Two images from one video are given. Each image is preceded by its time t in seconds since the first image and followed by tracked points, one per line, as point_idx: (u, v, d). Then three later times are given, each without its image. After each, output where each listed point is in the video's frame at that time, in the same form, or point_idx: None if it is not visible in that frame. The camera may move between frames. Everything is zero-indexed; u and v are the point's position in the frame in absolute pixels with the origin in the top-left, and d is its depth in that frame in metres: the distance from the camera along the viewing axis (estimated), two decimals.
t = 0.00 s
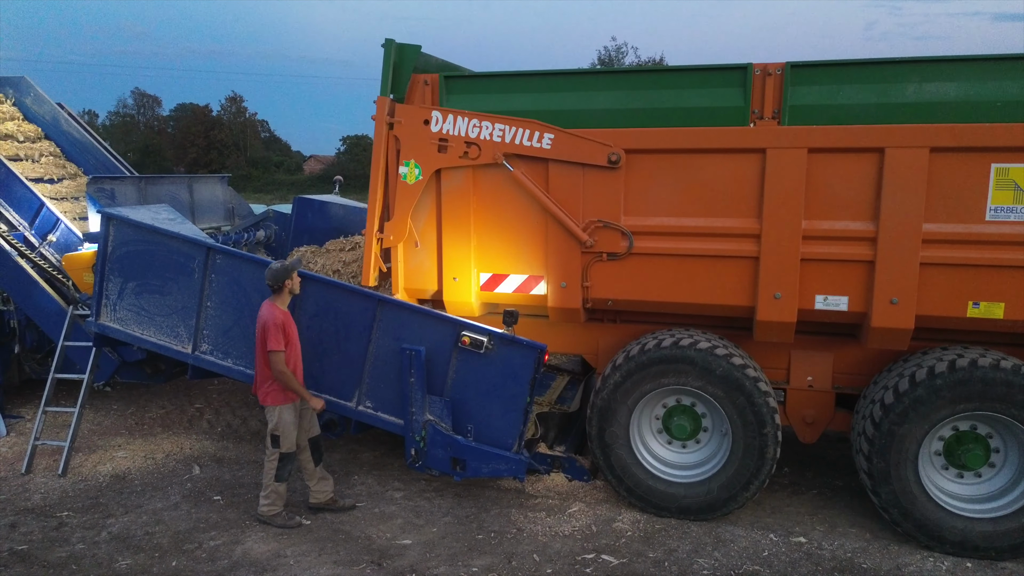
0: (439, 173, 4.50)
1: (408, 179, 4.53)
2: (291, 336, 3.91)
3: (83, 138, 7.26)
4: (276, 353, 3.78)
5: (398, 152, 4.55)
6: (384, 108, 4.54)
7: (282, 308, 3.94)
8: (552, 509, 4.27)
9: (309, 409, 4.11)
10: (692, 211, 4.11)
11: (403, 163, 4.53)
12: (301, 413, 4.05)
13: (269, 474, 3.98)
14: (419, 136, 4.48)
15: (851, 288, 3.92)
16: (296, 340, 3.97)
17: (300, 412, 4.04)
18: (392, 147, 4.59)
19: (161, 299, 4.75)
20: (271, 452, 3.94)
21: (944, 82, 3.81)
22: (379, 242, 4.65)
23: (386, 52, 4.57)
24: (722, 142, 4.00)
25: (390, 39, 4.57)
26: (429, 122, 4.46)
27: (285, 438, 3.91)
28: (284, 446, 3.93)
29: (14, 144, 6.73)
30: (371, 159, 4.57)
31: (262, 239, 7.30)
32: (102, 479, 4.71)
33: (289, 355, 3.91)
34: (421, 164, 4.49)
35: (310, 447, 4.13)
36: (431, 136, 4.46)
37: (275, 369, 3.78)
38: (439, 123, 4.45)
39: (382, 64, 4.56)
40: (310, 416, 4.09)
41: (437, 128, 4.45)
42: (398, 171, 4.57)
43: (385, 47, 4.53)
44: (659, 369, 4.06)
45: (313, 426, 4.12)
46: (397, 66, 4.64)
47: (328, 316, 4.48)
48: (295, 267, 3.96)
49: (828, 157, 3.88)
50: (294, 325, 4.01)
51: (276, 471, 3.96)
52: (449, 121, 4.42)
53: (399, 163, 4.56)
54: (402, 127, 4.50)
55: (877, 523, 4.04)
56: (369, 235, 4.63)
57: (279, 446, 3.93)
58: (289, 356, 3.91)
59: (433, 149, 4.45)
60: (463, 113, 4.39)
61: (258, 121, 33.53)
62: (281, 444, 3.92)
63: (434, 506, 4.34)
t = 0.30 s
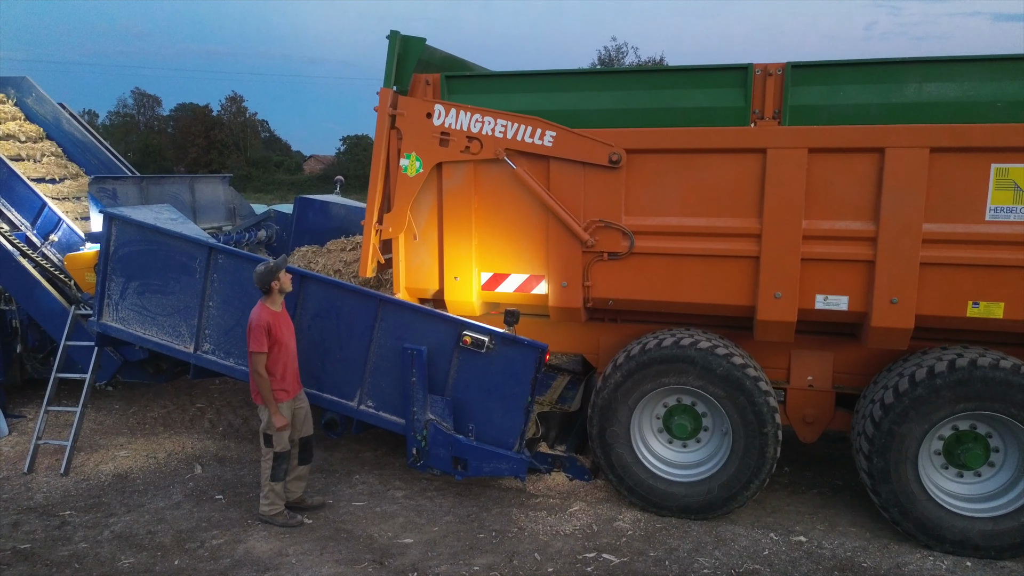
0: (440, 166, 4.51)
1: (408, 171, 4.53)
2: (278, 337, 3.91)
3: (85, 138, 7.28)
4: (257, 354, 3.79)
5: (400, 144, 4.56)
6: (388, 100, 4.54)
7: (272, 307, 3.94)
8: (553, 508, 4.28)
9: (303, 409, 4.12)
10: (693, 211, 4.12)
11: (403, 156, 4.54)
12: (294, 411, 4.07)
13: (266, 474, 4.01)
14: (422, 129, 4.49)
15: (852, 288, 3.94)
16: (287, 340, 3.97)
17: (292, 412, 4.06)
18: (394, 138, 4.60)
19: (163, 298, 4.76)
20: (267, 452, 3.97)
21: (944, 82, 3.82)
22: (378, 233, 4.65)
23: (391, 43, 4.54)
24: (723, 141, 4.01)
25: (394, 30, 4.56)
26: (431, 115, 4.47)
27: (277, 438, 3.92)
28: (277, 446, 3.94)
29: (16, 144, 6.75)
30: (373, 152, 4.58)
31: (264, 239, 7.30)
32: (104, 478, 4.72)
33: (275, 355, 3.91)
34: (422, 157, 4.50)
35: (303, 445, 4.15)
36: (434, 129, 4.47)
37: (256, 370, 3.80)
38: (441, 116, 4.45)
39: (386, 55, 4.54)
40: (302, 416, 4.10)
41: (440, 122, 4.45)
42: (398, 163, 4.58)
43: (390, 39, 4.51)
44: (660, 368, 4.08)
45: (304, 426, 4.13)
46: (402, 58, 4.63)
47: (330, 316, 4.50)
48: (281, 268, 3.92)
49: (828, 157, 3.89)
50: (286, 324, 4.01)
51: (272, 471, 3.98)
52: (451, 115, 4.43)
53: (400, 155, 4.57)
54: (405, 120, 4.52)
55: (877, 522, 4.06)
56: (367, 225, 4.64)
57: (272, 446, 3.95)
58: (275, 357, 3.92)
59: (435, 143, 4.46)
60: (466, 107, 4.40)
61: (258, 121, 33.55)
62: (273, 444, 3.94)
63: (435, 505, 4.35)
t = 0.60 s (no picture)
0: (440, 158, 4.51)
1: (410, 160, 4.54)
2: (274, 335, 3.91)
3: (86, 138, 7.29)
4: (252, 351, 3.80)
5: (403, 132, 4.57)
6: (391, 88, 4.55)
7: (266, 304, 3.94)
8: (555, 508, 4.29)
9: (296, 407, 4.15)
10: (695, 211, 4.13)
11: (405, 145, 4.54)
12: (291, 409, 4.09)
13: (266, 473, 4.03)
14: (425, 120, 4.49)
15: (854, 288, 3.94)
16: (283, 336, 3.97)
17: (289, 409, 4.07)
18: (397, 126, 4.62)
19: (165, 298, 4.77)
20: (266, 452, 4.00)
21: (946, 82, 3.82)
22: (376, 222, 4.65)
23: (396, 32, 4.50)
24: (725, 141, 4.02)
25: (401, 20, 4.52)
26: (435, 106, 4.46)
27: (276, 436, 3.95)
28: (278, 445, 3.98)
29: (18, 144, 6.76)
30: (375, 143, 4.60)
31: (266, 238, 7.27)
32: (106, 478, 4.73)
33: (270, 352, 3.92)
34: (425, 148, 4.50)
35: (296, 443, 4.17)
36: (436, 121, 4.47)
37: (250, 367, 3.81)
38: (445, 107, 4.45)
39: (392, 44, 4.49)
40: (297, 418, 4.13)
41: (443, 113, 4.45)
42: (400, 152, 4.58)
43: (395, 27, 4.47)
44: (661, 368, 4.08)
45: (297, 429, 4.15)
46: (408, 47, 4.56)
47: (332, 316, 4.51)
48: (272, 265, 3.91)
49: (830, 157, 3.90)
50: (282, 320, 4.01)
51: (273, 470, 4.01)
52: (455, 107, 4.42)
53: (402, 144, 4.57)
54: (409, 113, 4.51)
55: (878, 522, 4.07)
56: (366, 214, 4.63)
57: (272, 445, 3.98)
58: (270, 353, 3.92)
59: (437, 134, 4.46)
60: (470, 100, 4.39)
61: (258, 121, 33.56)
62: (273, 443, 3.96)
63: (437, 505, 4.36)
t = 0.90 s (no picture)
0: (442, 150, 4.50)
1: (411, 151, 4.53)
2: (272, 332, 3.92)
3: (87, 138, 7.28)
4: (252, 348, 3.81)
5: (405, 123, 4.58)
6: (395, 78, 4.55)
7: (263, 301, 3.96)
8: (557, 508, 4.29)
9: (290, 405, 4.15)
10: (697, 210, 4.13)
11: (408, 135, 4.54)
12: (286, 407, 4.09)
13: (261, 472, 4.02)
14: (428, 111, 4.49)
15: (856, 287, 3.94)
16: (281, 333, 3.99)
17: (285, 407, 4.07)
18: (400, 116, 4.63)
19: (167, 298, 4.77)
20: (259, 450, 3.99)
21: (948, 81, 3.81)
22: (375, 213, 4.65)
23: (403, 20, 4.54)
24: (727, 141, 4.02)
25: (408, 9, 4.56)
26: (438, 98, 4.47)
27: (271, 433, 3.93)
28: (271, 441, 3.97)
29: (19, 144, 6.75)
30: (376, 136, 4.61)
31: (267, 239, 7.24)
32: (108, 478, 4.73)
33: (269, 349, 3.93)
34: (426, 138, 4.49)
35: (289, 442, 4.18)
36: (439, 112, 4.47)
37: (250, 364, 3.81)
38: (448, 100, 4.45)
39: (398, 34, 4.54)
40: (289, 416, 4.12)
41: (446, 105, 4.45)
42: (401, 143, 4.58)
43: (402, 15, 4.52)
44: (663, 368, 4.08)
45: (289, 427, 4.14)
46: (414, 36, 4.59)
47: (334, 316, 4.51)
48: (268, 263, 3.93)
49: (832, 156, 3.90)
50: (280, 318, 4.02)
51: (268, 468, 4.01)
52: (458, 99, 4.43)
53: (404, 135, 4.58)
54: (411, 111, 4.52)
55: (881, 522, 4.06)
56: (364, 203, 4.63)
57: (266, 443, 3.96)
58: (270, 350, 3.94)
59: (439, 126, 4.46)
60: (473, 93, 4.40)
61: (258, 121, 33.56)
62: (267, 439, 3.94)
63: (439, 505, 4.35)
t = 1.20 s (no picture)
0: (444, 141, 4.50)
1: (413, 138, 4.54)
2: (272, 331, 3.93)
3: (88, 138, 7.28)
4: (252, 347, 3.81)
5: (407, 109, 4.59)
6: (399, 63, 4.54)
7: (263, 301, 3.95)
8: (557, 508, 4.29)
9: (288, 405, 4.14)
10: (698, 209, 4.13)
11: (409, 123, 4.56)
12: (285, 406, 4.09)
13: (261, 472, 4.02)
14: (431, 100, 4.49)
15: (857, 285, 3.94)
16: (281, 332, 3.99)
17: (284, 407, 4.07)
18: (402, 103, 4.64)
19: (168, 298, 4.76)
20: (258, 449, 3.99)
21: (948, 79, 3.82)
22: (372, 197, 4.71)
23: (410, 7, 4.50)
24: (727, 139, 4.01)
25: None
26: (442, 87, 4.46)
27: (269, 432, 3.94)
28: (270, 441, 3.97)
29: (19, 144, 6.75)
30: (377, 124, 4.63)
31: (268, 239, 7.23)
32: (109, 478, 4.73)
33: (269, 348, 3.93)
34: (427, 126, 4.51)
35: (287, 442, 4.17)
36: (441, 101, 4.47)
37: (251, 362, 3.81)
38: (452, 89, 4.45)
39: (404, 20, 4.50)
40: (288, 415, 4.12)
41: (450, 95, 4.45)
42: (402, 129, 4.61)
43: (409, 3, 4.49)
44: (664, 368, 4.08)
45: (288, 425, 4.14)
46: (421, 24, 4.55)
47: (335, 316, 4.51)
48: (268, 263, 3.92)
49: (833, 154, 3.89)
50: (280, 318, 4.03)
51: (267, 468, 4.01)
52: (462, 89, 4.42)
53: (405, 122, 4.60)
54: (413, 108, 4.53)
55: (882, 522, 4.07)
56: (364, 186, 4.70)
57: (264, 443, 3.97)
58: (270, 349, 3.93)
59: (441, 114, 4.46)
60: (477, 84, 4.39)
61: (258, 121, 33.55)
62: (265, 439, 3.95)
63: (440, 505, 4.35)
